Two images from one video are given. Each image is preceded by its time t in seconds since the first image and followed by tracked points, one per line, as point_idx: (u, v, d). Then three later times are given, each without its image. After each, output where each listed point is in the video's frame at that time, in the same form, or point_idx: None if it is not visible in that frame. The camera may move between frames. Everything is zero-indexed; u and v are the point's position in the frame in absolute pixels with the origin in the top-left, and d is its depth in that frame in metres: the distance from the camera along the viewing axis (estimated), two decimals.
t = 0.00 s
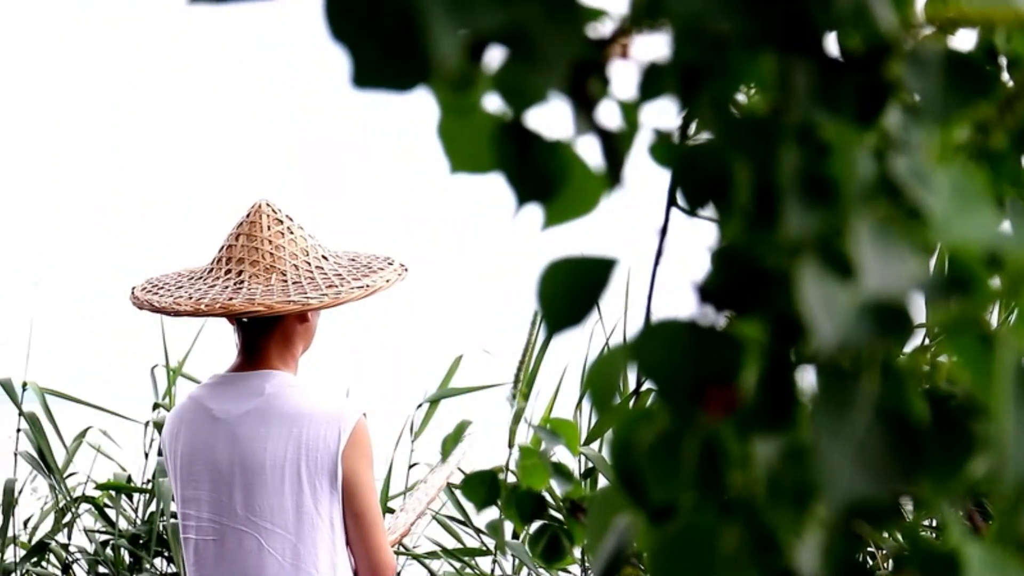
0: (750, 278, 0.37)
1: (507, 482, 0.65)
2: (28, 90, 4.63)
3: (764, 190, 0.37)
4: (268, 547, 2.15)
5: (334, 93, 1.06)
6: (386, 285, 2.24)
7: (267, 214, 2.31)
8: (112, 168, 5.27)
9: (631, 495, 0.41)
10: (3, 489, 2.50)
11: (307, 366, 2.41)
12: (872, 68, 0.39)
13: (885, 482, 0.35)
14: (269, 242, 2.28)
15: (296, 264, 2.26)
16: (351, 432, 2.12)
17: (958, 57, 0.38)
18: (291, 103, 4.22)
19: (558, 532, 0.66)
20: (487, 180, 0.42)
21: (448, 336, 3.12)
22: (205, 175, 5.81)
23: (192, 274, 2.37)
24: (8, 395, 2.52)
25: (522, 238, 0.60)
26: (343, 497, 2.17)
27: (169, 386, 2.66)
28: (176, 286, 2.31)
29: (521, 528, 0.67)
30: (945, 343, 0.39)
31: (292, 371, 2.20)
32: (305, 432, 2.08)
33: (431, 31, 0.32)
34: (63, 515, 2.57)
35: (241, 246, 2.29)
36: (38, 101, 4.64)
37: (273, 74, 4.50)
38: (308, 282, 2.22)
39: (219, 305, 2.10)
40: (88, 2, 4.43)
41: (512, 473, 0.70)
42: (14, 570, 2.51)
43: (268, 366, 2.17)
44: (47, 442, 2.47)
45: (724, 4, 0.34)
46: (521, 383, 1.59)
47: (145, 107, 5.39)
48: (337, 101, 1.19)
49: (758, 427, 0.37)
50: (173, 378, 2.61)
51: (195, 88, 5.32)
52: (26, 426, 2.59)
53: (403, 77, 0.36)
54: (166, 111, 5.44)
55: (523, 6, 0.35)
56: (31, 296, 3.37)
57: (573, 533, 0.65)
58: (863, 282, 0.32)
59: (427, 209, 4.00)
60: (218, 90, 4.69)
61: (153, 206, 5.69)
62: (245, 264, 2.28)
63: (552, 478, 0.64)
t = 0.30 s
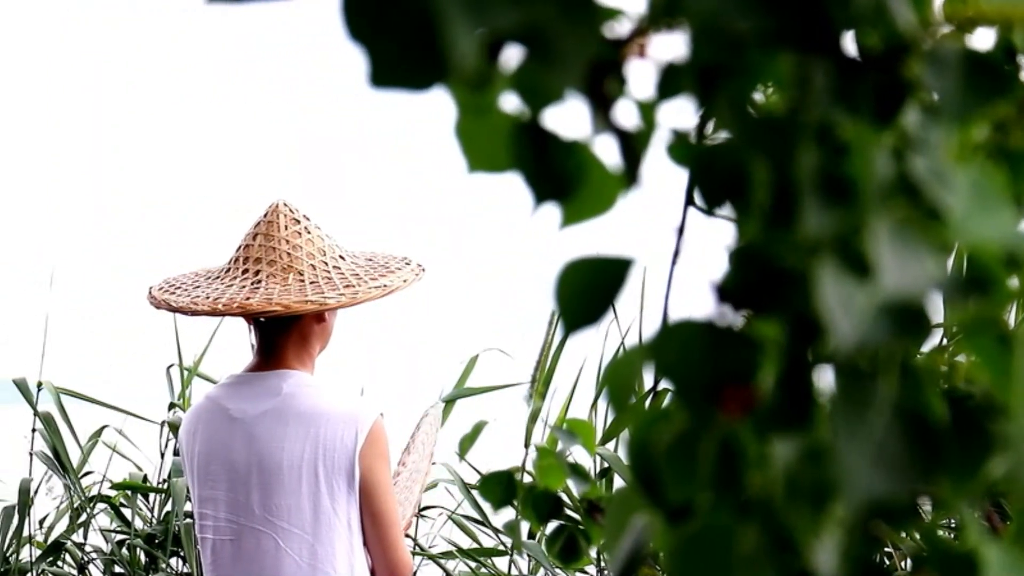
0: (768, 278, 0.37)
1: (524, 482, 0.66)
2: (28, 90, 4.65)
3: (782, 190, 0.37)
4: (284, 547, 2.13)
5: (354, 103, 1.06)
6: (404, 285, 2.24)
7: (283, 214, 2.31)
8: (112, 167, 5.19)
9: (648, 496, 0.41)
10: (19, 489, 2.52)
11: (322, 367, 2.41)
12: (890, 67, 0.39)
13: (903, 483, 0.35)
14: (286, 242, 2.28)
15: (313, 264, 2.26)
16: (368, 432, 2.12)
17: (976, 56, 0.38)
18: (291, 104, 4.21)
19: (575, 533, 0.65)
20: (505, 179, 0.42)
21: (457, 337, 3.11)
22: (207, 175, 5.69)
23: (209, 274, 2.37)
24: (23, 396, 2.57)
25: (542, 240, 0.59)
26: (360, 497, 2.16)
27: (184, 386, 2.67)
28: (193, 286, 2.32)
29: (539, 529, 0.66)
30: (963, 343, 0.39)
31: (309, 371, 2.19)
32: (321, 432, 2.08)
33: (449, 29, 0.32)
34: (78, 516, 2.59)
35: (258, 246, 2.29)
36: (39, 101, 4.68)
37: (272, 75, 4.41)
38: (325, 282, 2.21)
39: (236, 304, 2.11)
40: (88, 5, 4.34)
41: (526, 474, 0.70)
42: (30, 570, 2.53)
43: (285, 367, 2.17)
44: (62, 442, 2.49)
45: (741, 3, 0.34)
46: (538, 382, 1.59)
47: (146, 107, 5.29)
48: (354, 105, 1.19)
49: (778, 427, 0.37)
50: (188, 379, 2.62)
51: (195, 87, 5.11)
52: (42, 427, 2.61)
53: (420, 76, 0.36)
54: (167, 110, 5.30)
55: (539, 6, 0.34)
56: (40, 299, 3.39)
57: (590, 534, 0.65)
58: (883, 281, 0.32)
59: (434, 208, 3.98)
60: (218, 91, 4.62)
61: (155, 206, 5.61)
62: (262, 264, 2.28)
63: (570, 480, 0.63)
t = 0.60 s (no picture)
0: (780, 278, 0.37)
1: (534, 482, 0.66)
2: (29, 90, 4.74)
3: (794, 189, 0.37)
4: (296, 547, 2.14)
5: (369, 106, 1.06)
6: (416, 284, 2.24)
7: (295, 214, 2.31)
8: (114, 166, 5.20)
9: (658, 497, 0.41)
10: (30, 489, 2.56)
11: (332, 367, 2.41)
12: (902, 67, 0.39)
13: (915, 482, 0.35)
14: (298, 242, 2.29)
15: (324, 264, 2.26)
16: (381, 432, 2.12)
17: (989, 56, 0.38)
18: (290, 104, 4.21)
19: (585, 533, 0.66)
20: (514, 181, 0.42)
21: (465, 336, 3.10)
22: (207, 174, 5.57)
23: (221, 274, 2.38)
24: (34, 396, 2.55)
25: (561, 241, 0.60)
26: (372, 498, 2.16)
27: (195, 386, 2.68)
28: (205, 286, 2.33)
29: (549, 529, 0.66)
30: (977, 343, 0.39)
31: (320, 371, 2.19)
32: (332, 432, 2.08)
33: (460, 30, 0.32)
34: (89, 515, 2.63)
35: (270, 246, 2.30)
36: (39, 101, 4.77)
37: (272, 75, 4.38)
38: (337, 282, 2.21)
39: (248, 304, 2.11)
40: (88, 4, 4.42)
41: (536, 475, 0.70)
42: (42, 569, 2.57)
43: (296, 366, 2.17)
44: (72, 441, 2.53)
45: (752, 3, 0.34)
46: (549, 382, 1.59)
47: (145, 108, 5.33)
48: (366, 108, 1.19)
49: (790, 426, 0.37)
50: (198, 378, 2.63)
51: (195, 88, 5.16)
52: (51, 426, 2.63)
53: (430, 77, 0.36)
54: (166, 111, 5.37)
55: (550, 5, 0.34)
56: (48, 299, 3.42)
57: (600, 534, 0.65)
58: (895, 283, 0.32)
59: (442, 207, 3.97)
60: (217, 90, 4.64)
61: (155, 206, 5.50)
62: (273, 264, 2.28)
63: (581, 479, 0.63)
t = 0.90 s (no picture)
0: (793, 278, 0.37)
1: (546, 482, 0.65)
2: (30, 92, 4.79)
3: (806, 190, 0.37)
4: (308, 547, 2.14)
5: (385, 109, 1.06)
6: (428, 284, 2.25)
7: (307, 214, 2.32)
8: (115, 166, 5.06)
9: (671, 497, 0.41)
10: (41, 489, 2.55)
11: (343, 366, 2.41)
12: (914, 67, 0.39)
13: (926, 482, 0.35)
14: (310, 242, 2.30)
15: (336, 264, 2.27)
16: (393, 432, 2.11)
17: (1001, 57, 0.38)
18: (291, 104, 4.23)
19: (597, 532, 0.65)
20: (525, 180, 0.42)
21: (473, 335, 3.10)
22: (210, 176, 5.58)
23: (233, 274, 2.39)
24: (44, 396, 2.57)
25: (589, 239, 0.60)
26: (384, 497, 2.15)
27: (206, 386, 2.68)
28: (217, 286, 2.33)
29: (561, 530, 0.66)
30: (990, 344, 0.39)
31: (333, 371, 2.20)
32: (344, 432, 2.08)
33: (474, 32, 0.32)
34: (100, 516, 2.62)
35: (282, 246, 2.31)
36: (39, 101, 4.81)
37: (275, 76, 4.57)
38: (349, 282, 2.22)
39: (259, 304, 2.12)
40: (89, 4, 4.63)
41: (550, 474, 0.69)
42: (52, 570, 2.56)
43: (308, 366, 2.17)
44: (83, 441, 2.53)
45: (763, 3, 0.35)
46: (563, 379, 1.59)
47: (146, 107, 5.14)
48: (379, 111, 1.20)
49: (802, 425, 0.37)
50: (208, 378, 2.63)
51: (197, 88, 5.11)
52: (63, 427, 2.63)
53: (443, 77, 0.36)
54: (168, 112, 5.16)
55: (565, 7, 0.34)
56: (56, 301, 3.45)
57: (612, 535, 0.65)
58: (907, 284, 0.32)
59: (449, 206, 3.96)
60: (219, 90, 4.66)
61: (155, 206, 5.15)
62: (285, 264, 2.29)
63: (594, 480, 0.63)
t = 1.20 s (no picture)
0: (806, 278, 0.37)
1: (558, 483, 0.65)
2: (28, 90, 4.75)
3: (819, 190, 0.37)
4: (320, 548, 2.14)
5: (402, 111, 1.08)
6: (440, 284, 2.25)
7: (319, 214, 2.32)
8: (114, 166, 5.19)
9: (685, 498, 0.41)
10: (53, 490, 2.58)
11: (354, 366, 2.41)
12: (927, 67, 0.39)
13: (938, 481, 0.35)
14: (322, 242, 2.30)
15: (349, 264, 2.27)
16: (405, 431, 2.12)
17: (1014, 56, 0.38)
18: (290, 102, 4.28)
19: (610, 533, 0.65)
20: (537, 180, 0.42)
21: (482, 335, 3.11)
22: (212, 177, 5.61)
23: (246, 274, 2.39)
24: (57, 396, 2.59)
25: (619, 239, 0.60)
26: (396, 496, 2.16)
27: (218, 386, 2.69)
28: (229, 286, 2.34)
29: (573, 530, 0.66)
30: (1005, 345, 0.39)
31: (345, 371, 2.19)
32: (357, 432, 2.08)
33: (487, 33, 0.32)
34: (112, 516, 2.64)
35: (294, 246, 2.31)
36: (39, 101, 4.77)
37: (273, 74, 4.61)
38: (361, 282, 2.22)
39: (272, 304, 2.12)
40: (89, 5, 4.32)
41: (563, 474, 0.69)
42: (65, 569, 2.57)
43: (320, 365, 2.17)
44: (95, 441, 2.56)
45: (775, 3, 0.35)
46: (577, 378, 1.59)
47: (145, 108, 5.22)
48: (396, 115, 1.22)
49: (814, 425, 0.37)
50: (221, 378, 2.64)
51: (196, 88, 5.14)
52: (74, 427, 2.65)
53: (456, 77, 0.36)
54: (167, 112, 5.26)
55: (576, 7, 0.34)
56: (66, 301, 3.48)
57: (625, 535, 0.65)
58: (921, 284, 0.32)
59: (457, 206, 3.97)
60: (219, 90, 4.68)
61: (155, 206, 5.47)
62: (298, 264, 2.29)
63: (606, 480, 0.63)
